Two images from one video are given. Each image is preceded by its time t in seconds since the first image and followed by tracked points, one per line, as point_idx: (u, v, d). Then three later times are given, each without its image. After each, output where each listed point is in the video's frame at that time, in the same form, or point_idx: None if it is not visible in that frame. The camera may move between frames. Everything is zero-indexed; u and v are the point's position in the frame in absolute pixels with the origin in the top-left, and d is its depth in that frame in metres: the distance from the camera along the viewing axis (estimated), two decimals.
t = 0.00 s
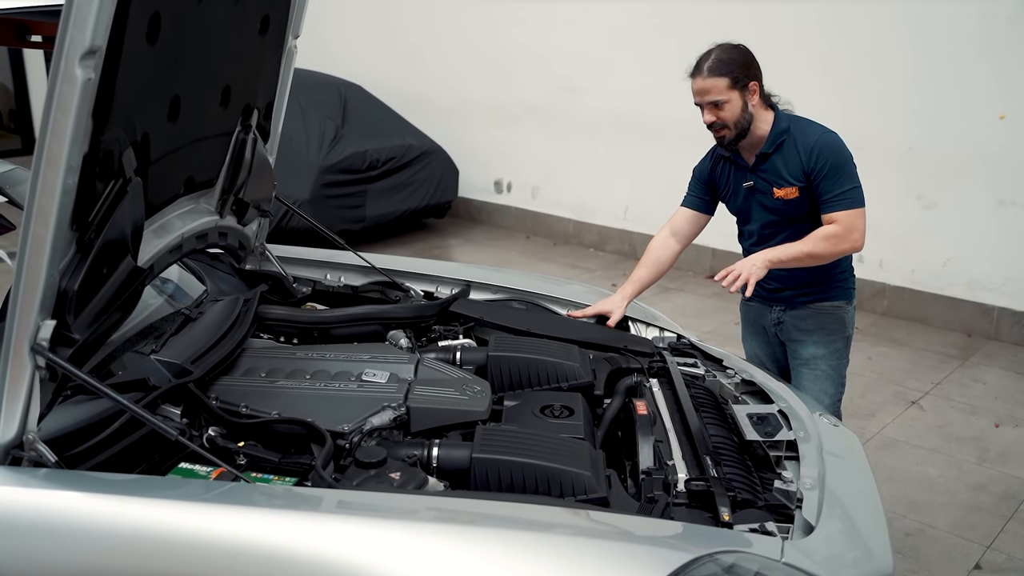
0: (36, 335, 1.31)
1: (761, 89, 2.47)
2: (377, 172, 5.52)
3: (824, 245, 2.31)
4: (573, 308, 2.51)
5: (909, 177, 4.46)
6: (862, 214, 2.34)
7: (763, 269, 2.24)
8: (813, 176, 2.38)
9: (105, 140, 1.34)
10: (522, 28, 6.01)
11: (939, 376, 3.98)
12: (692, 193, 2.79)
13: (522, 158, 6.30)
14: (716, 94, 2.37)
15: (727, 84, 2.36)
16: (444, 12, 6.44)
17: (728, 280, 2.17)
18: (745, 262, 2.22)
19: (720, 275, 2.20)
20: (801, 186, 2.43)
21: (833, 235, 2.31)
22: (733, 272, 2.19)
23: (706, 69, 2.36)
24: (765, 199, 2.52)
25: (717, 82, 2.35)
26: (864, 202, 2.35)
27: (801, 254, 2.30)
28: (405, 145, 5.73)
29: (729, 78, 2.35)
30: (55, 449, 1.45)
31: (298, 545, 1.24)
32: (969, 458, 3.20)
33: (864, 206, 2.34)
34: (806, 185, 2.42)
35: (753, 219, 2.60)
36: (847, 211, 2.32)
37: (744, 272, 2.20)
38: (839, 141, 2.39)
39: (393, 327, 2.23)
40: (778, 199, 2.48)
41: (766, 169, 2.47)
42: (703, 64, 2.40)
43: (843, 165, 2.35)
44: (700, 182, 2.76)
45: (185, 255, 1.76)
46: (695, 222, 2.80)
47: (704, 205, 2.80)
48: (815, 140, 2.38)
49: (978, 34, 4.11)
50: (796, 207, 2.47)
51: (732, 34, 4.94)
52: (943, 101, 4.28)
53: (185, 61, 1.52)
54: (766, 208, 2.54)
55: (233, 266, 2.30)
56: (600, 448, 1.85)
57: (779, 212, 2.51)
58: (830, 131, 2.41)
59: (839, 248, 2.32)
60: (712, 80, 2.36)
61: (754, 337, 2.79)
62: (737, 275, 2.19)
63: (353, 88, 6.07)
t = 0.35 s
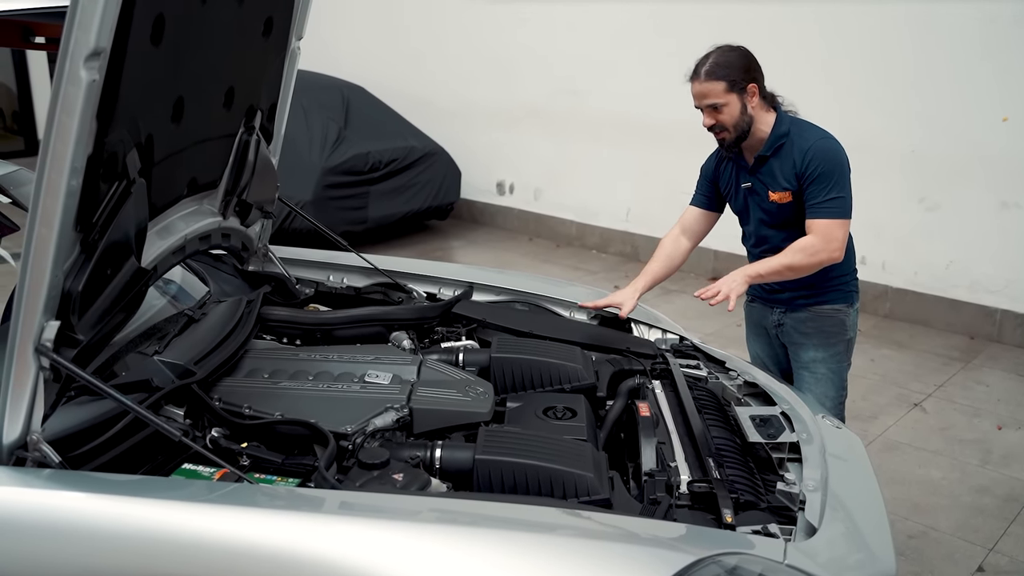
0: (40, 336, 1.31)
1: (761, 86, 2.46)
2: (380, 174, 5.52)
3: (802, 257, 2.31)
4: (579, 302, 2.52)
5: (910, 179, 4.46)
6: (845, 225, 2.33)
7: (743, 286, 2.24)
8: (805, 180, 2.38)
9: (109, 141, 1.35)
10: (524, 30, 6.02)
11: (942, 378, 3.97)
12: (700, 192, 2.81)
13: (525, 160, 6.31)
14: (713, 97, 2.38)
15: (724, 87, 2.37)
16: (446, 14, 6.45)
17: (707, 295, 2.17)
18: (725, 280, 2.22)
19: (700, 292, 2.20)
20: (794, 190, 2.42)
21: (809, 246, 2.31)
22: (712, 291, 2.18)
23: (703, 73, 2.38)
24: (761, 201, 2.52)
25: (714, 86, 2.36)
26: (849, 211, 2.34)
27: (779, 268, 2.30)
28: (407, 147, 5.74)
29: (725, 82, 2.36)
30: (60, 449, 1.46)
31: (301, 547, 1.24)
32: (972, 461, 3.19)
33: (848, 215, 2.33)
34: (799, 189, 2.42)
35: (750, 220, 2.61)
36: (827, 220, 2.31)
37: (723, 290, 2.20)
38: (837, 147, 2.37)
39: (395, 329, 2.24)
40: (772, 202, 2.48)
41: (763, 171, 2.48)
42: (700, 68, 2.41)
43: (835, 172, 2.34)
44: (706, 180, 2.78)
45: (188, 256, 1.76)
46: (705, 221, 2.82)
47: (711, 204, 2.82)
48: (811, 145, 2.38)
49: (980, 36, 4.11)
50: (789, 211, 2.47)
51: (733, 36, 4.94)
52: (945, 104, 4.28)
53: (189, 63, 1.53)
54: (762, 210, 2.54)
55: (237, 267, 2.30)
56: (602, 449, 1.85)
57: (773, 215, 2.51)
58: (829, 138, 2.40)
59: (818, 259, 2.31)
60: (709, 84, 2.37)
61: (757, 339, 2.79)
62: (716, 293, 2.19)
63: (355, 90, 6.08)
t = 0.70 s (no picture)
0: (42, 335, 1.31)
1: (759, 89, 2.50)
2: (381, 175, 5.52)
3: (802, 258, 2.31)
4: (580, 304, 2.51)
5: (911, 182, 4.46)
6: (843, 225, 2.33)
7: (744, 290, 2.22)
8: (804, 181, 2.38)
9: (112, 142, 1.35)
10: (525, 32, 6.02)
11: (942, 381, 3.97)
12: (700, 194, 2.81)
13: (526, 161, 6.31)
14: (718, 91, 2.37)
15: (728, 80, 2.37)
16: (447, 15, 6.46)
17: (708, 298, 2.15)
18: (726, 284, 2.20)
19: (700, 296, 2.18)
20: (793, 190, 2.42)
21: (808, 247, 2.31)
22: (715, 294, 2.16)
23: (705, 70, 2.39)
24: (760, 202, 2.52)
25: (718, 78, 2.36)
26: (848, 212, 2.34)
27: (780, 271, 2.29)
28: (409, 148, 5.74)
29: (730, 73, 2.37)
30: (61, 449, 1.46)
31: (303, 547, 1.24)
32: (973, 463, 3.19)
33: (847, 216, 2.33)
34: (798, 190, 2.42)
35: (750, 221, 2.61)
36: (825, 221, 2.32)
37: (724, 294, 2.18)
38: (835, 147, 2.38)
39: (397, 330, 2.24)
40: (771, 203, 2.48)
41: (762, 172, 2.48)
42: (700, 68, 2.43)
43: (834, 173, 2.34)
44: (706, 182, 2.78)
45: (190, 256, 1.76)
46: (705, 222, 2.82)
47: (711, 207, 2.82)
48: (810, 146, 2.38)
49: (981, 39, 4.11)
50: (789, 211, 2.47)
51: (735, 39, 4.95)
52: (946, 106, 4.28)
53: (191, 63, 1.53)
54: (761, 212, 2.54)
55: (238, 268, 2.31)
56: (604, 450, 1.85)
57: (773, 216, 2.51)
58: (828, 139, 2.40)
59: (817, 260, 2.31)
60: (714, 78, 2.37)
61: (758, 340, 2.80)
62: (718, 297, 2.16)
63: (357, 92, 6.09)
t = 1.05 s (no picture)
0: (43, 337, 1.31)
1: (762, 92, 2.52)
2: (382, 178, 5.53)
3: (808, 260, 2.30)
4: (582, 306, 2.51)
5: (913, 185, 4.46)
6: (848, 228, 2.34)
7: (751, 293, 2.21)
8: (809, 183, 2.38)
9: (114, 143, 1.35)
10: (527, 35, 6.03)
11: (944, 384, 3.97)
12: (701, 197, 2.81)
13: (527, 164, 6.31)
14: (722, 90, 2.39)
15: (732, 79, 2.39)
16: (449, 17, 6.46)
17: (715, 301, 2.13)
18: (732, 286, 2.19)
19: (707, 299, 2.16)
20: (797, 193, 2.42)
21: (813, 249, 2.31)
22: (721, 297, 2.15)
23: (709, 70, 2.41)
24: (764, 205, 2.52)
25: (721, 78, 2.39)
26: (853, 213, 2.34)
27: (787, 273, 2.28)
28: (409, 151, 5.74)
29: (734, 73, 2.39)
30: (61, 451, 1.46)
31: (303, 549, 1.24)
32: (974, 467, 3.19)
33: (852, 217, 2.33)
34: (802, 192, 2.42)
35: (753, 224, 2.61)
36: (830, 222, 2.32)
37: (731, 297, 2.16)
38: (839, 150, 2.38)
39: (398, 332, 2.23)
40: (775, 206, 2.48)
41: (766, 175, 2.48)
42: (704, 69, 2.45)
43: (838, 175, 2.34)
44: (707, 185, 2.78)
45: (191, 258, 1.76)
46: (707, 225, 2.82)
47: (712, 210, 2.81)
48: (814, 148, 2.38)
49: (983, 42, 4.12)
50: (793, 214, 2.47)
51: (737, 41, 4.95)
52: (947, 109, 4.28)
53: (193, 65, 1.53)
54: (765, 214, 2.54)
55: (239, 270, 2.31)
56: (604, 453, 1.84)
57: (777, 218, 2.51)
58: (831, 141, 2.40)
59: (822, 262, 2.31)
60: (719, 78, 2.39)
61: (759, 342, 2.80)
62: (725, 299, 2.15)
63: (359, 94, 6.10)
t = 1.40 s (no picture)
0: (45, 338, 1.31)
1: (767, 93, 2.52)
2: (383, 180, 5.53)
3: (810, 262, 2.30)
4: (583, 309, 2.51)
5: (914, 186, 4.46)
6: (853, 230, 2.33)
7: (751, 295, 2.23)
8: (812, 184, 2.38)
9: (115, 146, 1.35)
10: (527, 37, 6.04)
11: (945, 386, 3.96)
12: (704, 198, 2.80)
13: (528, 166, 6.31)
14: (727, 91, 2.39)
15: (737, 81, 2.39)
16: (450, 20, 6.47)
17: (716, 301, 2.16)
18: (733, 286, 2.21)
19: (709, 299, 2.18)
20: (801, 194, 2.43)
21: (817, 251, 2.31)
22: (723, 297, 2.17)
23: (714, 70, 2.40)
24: (767, 206, 2.52)
25: (726, 79, 2.38)
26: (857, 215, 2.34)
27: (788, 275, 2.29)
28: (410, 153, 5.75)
29: (738, 74, 2.39)
30: (64, 453, 1.46)
31: (304, 552, 1.24)
32: (976, 469, 3.18)
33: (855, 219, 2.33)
34: (806, 194, 2.42)
35: (756, 225, 2.61)
36: (835, 224, 2.31)
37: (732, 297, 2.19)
38: (843, 151, 2.38)
39: (398, 334, 2.22)
40: (779, 207, 2.48)
41: (769, 176, 2.48)
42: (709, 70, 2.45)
43: (843, 176, 2.34)
44: (711, 187, 2.78)
45: (193, 261, 1.76)
46: (709, 226, 2.81)
47: (714, 211, 2.81)
48: (818, 150, 2.38)
49: (983, 44, 4.12)
50: (796, 215, 2.47)
51: (737, 44, 4.96)
52: (947, 111, 4.29)
53: (194, 68, 1.53)
54: (768, 216, 2.54)
55: (240, 272, 2.32)
56: (605, 455, 1.84)
57: (780, 220, 2.51)
58: (834, 143, 2.41)
59: (825, 264, 2.31)
60: (724, 79, 2.39)
61: (761, 344, 2.80)
62: (727, 299, 2.17)
63: (360, 96, 6.11)
